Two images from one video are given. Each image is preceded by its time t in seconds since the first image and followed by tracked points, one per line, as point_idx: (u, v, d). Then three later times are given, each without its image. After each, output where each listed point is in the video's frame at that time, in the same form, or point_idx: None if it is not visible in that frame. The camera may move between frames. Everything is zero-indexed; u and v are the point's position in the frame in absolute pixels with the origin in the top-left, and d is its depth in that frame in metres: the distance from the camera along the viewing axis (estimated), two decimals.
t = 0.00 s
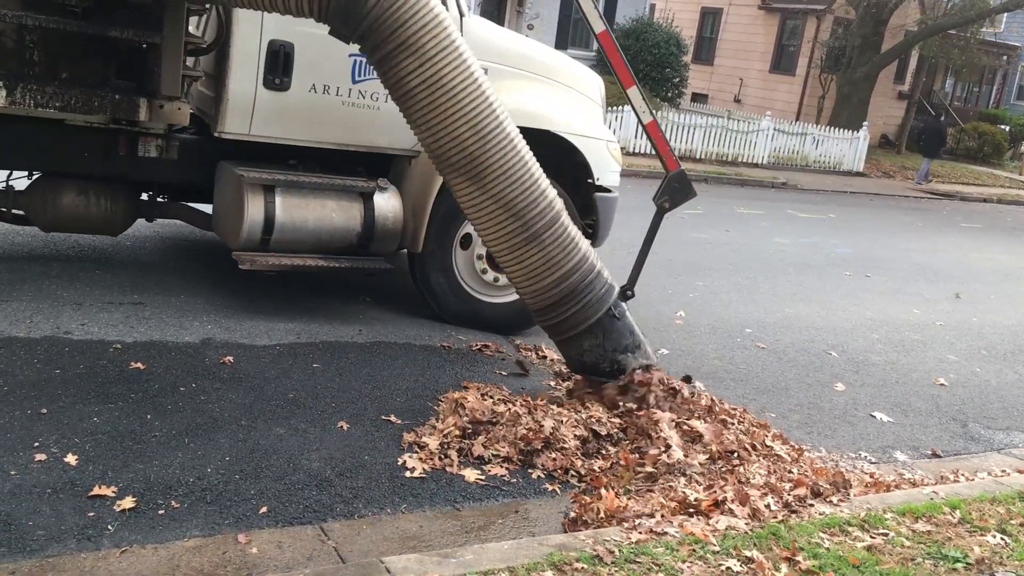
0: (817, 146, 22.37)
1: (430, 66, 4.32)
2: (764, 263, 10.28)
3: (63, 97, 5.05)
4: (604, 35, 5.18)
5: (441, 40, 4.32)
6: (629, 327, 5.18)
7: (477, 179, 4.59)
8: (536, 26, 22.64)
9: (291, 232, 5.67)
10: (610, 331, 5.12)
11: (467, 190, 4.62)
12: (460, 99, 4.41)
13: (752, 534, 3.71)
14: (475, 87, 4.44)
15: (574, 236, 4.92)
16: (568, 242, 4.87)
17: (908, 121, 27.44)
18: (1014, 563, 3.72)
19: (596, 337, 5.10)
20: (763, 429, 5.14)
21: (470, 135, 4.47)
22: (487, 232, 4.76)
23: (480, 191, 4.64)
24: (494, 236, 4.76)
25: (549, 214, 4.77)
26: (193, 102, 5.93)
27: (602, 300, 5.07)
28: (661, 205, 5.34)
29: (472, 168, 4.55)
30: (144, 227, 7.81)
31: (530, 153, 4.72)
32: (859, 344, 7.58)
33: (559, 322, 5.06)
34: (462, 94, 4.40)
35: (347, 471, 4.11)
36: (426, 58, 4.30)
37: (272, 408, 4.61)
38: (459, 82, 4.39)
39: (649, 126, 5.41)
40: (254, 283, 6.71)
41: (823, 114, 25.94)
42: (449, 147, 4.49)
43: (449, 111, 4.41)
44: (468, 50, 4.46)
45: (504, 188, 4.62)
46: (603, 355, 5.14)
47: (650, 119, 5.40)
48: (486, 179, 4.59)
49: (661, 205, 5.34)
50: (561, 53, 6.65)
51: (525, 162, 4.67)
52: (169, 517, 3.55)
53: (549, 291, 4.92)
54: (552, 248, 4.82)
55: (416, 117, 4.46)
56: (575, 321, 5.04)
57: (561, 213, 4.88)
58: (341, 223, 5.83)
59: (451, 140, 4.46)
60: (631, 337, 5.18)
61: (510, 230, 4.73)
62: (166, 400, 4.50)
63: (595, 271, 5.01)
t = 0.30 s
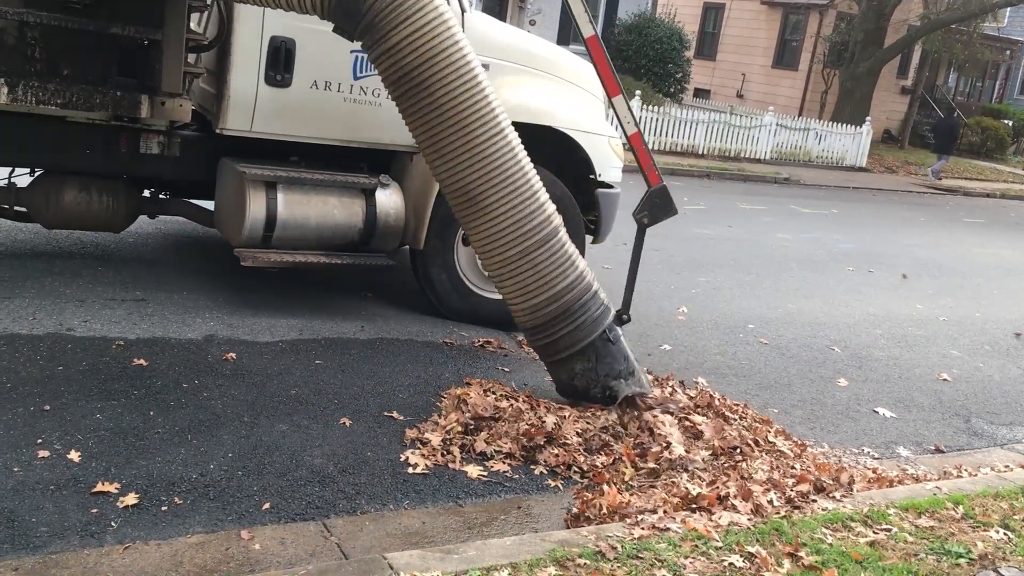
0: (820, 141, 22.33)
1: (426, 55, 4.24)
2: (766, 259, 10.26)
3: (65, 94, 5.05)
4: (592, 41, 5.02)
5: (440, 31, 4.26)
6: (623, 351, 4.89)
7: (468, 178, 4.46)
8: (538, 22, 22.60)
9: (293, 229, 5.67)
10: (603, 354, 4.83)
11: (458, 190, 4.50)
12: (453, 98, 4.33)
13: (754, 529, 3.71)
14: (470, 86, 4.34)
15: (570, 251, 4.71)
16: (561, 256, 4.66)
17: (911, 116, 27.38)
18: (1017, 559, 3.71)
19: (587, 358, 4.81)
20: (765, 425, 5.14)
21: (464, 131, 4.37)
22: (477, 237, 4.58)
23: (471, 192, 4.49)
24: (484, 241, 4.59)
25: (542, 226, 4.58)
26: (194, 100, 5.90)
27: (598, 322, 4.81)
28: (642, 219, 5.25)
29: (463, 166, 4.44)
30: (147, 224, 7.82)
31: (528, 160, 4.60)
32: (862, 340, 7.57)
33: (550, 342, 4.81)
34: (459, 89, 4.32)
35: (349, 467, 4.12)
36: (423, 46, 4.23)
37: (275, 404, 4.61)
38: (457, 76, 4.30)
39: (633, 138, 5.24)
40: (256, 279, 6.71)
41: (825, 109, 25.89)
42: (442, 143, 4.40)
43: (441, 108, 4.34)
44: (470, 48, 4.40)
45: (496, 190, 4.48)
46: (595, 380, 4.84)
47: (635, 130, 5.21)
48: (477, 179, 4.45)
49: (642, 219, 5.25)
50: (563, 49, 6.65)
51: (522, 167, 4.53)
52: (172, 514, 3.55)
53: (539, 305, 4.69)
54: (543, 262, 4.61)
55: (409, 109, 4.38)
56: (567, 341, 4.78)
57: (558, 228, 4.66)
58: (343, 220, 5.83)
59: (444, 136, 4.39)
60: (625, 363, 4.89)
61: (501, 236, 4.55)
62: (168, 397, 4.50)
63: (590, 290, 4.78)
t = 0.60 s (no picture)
0: (821, 138, 22.31)
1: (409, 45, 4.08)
2: (767, 255, 10.26)
3: (65, 92, 5.03)
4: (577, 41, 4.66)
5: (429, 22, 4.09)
6: (602, 369, 4.63)
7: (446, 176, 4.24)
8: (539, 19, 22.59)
9: (294, 227, 5.67)
10: (580, 371, 4.57)
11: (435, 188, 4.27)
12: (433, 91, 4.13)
13: (755, 526, 3.71)
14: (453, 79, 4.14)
15: (552, 262, 4.43)
16: (541, 265, 4.39)
17: (912, 113, 27.36)
18: (1018, 555, 3.71)
19: (563, 375, 4.55)
20: (766, 421, 5.14)
21: (444, 129, 4.16)
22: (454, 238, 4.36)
23: (448, 192, 4.25)
24: (460, 244, 4.36)
25: (519, 233, 4.31)
26: (194, 98, 5.85)
27: (578, 339, 4.53)
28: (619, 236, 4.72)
29: (442, 163, 4.21)
30: (147, 222, 7.82)
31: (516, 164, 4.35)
32: (863, 336, 7.56)
33: (525, 355, 4.54)
34: (443, 83, 4.13)
35: (350, 465, 4.12)
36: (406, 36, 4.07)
37: (276, 402, 4.61)
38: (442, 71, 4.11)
39: (615, 147, 4.69)
40: (256, 277, 6.71)
41: (826, 105, 25.87)
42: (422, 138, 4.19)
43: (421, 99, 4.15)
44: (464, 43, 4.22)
45: (474, 191, 4.23)
46: (571, 399, 4.58)
47: (618, 138, 4.69)
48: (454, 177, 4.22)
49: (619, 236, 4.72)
50: (564, 49, 6.66)
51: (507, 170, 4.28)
52: (174, 511, 3.55)
53: (514, 315, 4.43)
54: (519, 270, 4.35)
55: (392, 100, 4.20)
56: (542, 355, 4.52)
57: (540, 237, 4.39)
58: (344, 218, 5.83)
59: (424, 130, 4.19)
60: (603, 382, 4.63)
61: (477, 240, 4.31)
62: (170, 394, 4.51)
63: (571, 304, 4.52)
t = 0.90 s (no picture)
0: (820, 135, 22.30)
1: (387, 23, 3.95)
2: (766, 253, 10.25)
3: (64, 91, 5.03)
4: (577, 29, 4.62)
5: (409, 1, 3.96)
6: (584, 371, 4.41)
7: (421, 161, 4.08)
8: (539, 16, 22.57)
9: (294, 225, 5.67)
10: (559, 371, 4.36)
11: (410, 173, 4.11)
12: (412, 73, 3.99)
13: (755, 524, 3.71)
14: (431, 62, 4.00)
15: (533, 256, 4.23)
16: (521, 258, 4.19)
17: (912, 110, 27.34)
18: (1018, 552, 3.71)
19: (540, 375, 4.36)
20: (767, 419, 5.14)
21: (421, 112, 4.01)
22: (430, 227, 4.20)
23: (424, 177, 4.10)
24: (436, 232, 4.19)
25: (498, 223, 4.13)
26: (194, 96, 5.78)
27: (559, 338, 4.32)
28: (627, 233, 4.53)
29: (418, 147, 4.06)
30: (146, 220, 7.81)
31: (499, 152, 4.17)
32: (862, 334, 7.56)
33: (502, 352, 4.35)
34: (421, 63, 3.98)
35: (350, 463, 4.12)
36: (383, 14, 3.95)
37: (276, 401, 4.61)
38: (420, 51, 3.97)
39: (621, 140, 4.65)
40: (255, 275, 6.71)
41: (825, 103, 25.86)
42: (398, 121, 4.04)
43: (399, 82, 4.01)
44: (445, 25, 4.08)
45: (449, 178, 4.07)
46: (549, 400, 4.39)
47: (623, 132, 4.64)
48: (431, 162, 4.06)
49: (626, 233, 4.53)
50: (564, 47, 6.65)
51: (488, 157, 4.10)
52: (174, 510, 3.55)
53: (493, 309, 4.25)
54: (498, 262, 4.16)
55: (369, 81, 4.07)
56: (520, 352, 4.32)
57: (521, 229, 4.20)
58: (343, 216, 5.83)
59: (401, 113, 4.05)
60: (584, 385, 4.41)
61: (453, 229, 4.14)
62: (169, 393, 4.51)
63: (556, 300, 4.32)
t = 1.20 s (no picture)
0: (822, 134, 22.28)
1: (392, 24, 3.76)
2: (767, 252, 10.25)
3: (67, 87, 5.05)
4: (565, 18, 4.19)
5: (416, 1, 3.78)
6: (607, 399, 4.13)
7: (432, 169, 3.87)
8: (540, 14, 22.56)
9: (295, 223, 5.67)
10: (578, 398, 4.09)
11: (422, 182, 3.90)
12: (425, 75, 3.78)
13: (757, 522, 3.71)
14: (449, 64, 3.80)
15: (555, 269, 3.95)
16: (545, 270, 3.93)
17: (914, 109, 27.30)
18: (1020, 551, 3.71)
19: (557, 400, 4.09)
20: (768, 417, 5.14)
21: (430, 116, 3.80)
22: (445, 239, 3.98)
23: (436, 186, 3.88)
24: (452, 245, 3.97)
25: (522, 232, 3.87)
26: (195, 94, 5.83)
27: (581, 357, 4.04)
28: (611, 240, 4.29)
29: (433, 154, 3.84)
30: (148, 218, 7.82)
31: (517, 159, 3.92)
32: (864, 333, 7.55)
33: (521, 373, 4.10)
34: (428, 64, 3.78)
35: (352, 461, 4.12)
36: (387, 14, 3.76)
37: (277, 398, 4.61)
38: (427, 52, 3.77)
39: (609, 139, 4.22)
40: (257, 273, 6.70)
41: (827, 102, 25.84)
42: (407, 126, 3.84)
43: (412, 86, 3.79)
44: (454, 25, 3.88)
45: (462, 185, 3.84)
46: (566, 428, 4.12)
47: (612, 129, 4.21)
48: (442, 170, 3.85)
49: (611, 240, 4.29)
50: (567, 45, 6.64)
51: (503, 163, 3.86)
52: (175, 507, 3.56)
53: (515, 326, 3.98)
54: (521, 274, 3.90)
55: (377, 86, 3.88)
56: (539, 372, 4.06)
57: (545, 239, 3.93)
58: (345, 214, 5.83)
59: (411, 119, 3.83)
60: (605, 414, 4.13)
61: (467, 240, 3.90)
62: (171, 390, 4.51)
63: (581, 316, 4.05)
